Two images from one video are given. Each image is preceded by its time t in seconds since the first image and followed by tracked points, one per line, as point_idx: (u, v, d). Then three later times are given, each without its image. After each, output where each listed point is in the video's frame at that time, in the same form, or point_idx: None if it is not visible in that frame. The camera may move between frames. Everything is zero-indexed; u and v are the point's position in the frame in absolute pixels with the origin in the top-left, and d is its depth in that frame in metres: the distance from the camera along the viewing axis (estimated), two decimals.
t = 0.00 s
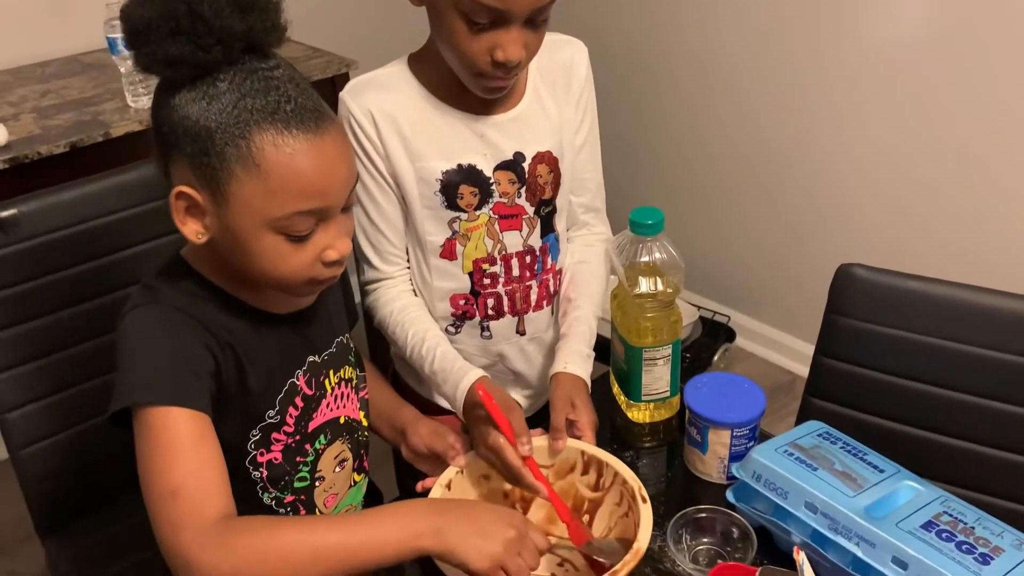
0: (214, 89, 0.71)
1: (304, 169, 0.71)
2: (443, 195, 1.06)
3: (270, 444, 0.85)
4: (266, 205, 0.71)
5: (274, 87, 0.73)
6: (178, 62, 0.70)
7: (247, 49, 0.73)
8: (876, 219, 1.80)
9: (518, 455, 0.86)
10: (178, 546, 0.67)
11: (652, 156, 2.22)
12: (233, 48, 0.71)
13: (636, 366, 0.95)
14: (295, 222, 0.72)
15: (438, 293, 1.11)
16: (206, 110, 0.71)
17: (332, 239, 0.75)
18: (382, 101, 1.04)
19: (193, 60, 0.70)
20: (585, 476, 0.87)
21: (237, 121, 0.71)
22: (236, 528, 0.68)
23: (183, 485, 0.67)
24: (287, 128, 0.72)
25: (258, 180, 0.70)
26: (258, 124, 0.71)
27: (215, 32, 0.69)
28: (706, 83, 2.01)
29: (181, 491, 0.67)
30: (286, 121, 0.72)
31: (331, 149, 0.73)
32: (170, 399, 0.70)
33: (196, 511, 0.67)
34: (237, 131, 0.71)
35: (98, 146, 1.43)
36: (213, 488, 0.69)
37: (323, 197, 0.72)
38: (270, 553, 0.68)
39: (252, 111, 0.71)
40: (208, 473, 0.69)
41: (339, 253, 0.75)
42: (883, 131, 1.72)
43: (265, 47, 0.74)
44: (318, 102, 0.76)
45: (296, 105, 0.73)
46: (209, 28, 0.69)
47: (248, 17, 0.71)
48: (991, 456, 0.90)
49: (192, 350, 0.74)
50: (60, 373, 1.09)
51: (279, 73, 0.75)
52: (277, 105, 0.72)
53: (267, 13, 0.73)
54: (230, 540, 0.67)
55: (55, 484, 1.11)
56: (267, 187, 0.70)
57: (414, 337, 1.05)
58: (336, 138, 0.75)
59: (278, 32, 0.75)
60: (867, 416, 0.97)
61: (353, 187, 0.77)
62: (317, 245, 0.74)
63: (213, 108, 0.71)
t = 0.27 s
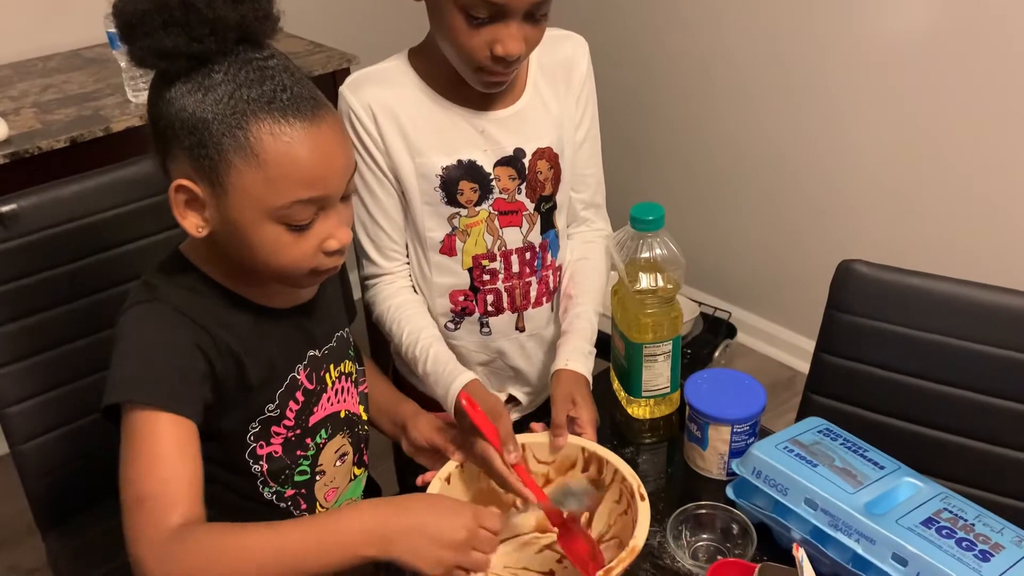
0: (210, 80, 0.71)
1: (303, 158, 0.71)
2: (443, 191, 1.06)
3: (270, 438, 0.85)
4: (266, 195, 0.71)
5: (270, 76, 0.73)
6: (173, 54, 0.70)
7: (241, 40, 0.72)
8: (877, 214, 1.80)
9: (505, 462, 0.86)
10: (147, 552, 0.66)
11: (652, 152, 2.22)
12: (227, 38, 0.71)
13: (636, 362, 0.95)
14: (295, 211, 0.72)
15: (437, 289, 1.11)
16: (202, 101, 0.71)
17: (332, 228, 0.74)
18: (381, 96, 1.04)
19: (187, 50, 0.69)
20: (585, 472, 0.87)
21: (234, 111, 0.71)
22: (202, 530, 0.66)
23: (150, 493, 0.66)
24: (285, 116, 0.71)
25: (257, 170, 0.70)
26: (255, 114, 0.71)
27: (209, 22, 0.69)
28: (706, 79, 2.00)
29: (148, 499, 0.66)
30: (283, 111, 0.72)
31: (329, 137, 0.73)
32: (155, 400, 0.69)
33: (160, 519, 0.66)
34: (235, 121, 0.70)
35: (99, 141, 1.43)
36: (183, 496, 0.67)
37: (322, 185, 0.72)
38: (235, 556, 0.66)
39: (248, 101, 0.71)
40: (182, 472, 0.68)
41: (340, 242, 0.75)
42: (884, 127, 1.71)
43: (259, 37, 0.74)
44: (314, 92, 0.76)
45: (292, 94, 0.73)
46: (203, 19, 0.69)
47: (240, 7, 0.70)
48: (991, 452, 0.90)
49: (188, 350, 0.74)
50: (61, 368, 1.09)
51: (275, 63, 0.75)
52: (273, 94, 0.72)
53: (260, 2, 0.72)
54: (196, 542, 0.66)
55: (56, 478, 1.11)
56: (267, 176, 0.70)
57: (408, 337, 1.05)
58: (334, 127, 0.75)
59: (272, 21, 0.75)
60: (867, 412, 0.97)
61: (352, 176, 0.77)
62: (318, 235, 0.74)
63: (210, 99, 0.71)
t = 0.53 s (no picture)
0: (211, 79, 0.71)
1: (303, 157, 0.71)
2: (443, 191, 1.06)
3: (269, 437, 0.85)
4: (265, 194, 0.71)
5: (271, 76, 0.73)
6: (174, 53, 0.70)
7: (243, 40, 0.72)
8: (877, 213, 1.80)
9: (496, 473, 0.86)
10: (110, 551, 0.65)
11: (652, 151, 2.21)
12: (229, 37, 0.71)
13: (636, 362, 0.95)
14: (294, 211, 0.71)
15: (437, 289, 1.11)
16: (203, 100, 0.71)
17: (333, 229, 0.74)
18: (382, 97, 1.04)
19: (188, 49, 0.70)
20: (583, 470, 0.87)
21: (234, 111, 0.71)
22: (160, 527, 0.64)
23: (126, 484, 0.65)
24: (285, 116, 0.71)
25: (257, 170, 0.70)
26: (255, 113, 0.71)
27: (210, 21, 0.69)
28: (706, 78, 2.00)
29: (122, 490, 0.65)
30: (284, 110, 0.72)
31: (330, 137, 0.73)
32: (148, 399, 0.68)
33: (130, 511, 0.65)
34: (235, 120, 0.70)
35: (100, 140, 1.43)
36: (157, 493, 0.66)
37: (322, 185, 0.72)
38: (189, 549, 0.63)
39: (249, 100, 0.71)
40: (157, 469, 0.67)
41: (340, 243, 0.74)
42: (884, 126, 1.71)
43: (262, 38, 0.74)
44: (316, 92, 0.76)
45: (293, 94, 0.73)
46: (204, 17, 0.69)
47: (243, 6, 0.70)
48: (991, 451, 0.90)
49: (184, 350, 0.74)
50: (62, 367, 1.09)
51: (276, 63, 0.75)
52: (274, 93, 0.72)
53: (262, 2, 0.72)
54: (154, 540, 0.63)
55: (56, 478, 1.11)
56: (267, 176, 0.70)
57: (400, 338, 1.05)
58: (335, 127, 0.74)
59: (276, 21, 0.74)
60: (867, 411, 0.97)
61: (354, 177, 0.76)
62: (318, 235, 0.74)
63: (211, 98, 0.71)
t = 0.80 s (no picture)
0: (219, 83, 0.72)
1: (308, 160, 0.70)
2: (444, 193, 1.06)
3: (274, 442, 0.86)
4: (271, 198, 0.70)
5: (279, 79, 0.73)
6: (183, 56, 0.70)
7: (252, 44, 0.73)
8: (877, 214, 1.80)
9: (496, 470, 0.85)
10: (114, 553, 0.65)
11: (652, 152, 2.22)
12: (237, 41, 0.71)
13: (636, 364, 0.95)
14: (299, 215, 0.71)
15: (437, 290, 1.11)
16: (212, 104, 0.72)
17: (340, 234, 0.73)
18: (383, 99, 1.04)
19: (198, 52, 0.70)
20: (581, 472, 0.87)
21: (240, 114, 0.71)
22: (161, 528, 0.64)
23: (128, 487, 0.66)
24: (292, 119, 0.71)
25: (262, 173, 0.70)
26: (261, 116, 0.71)
27: (218, 25, 0.69)
28: (706, 80, 2.00)
29: (125, 493, 0.65)
30: (291, 113, 0.71)
31: (337, 141, 0.72)
32: (150, 402, 0.68)
33: (132, 513, 0.65)
34: (241, 123, 0.71)
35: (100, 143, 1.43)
36: (161, 496, 0.66)
37: (328, 189, 0.71)
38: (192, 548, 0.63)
39: (256, 103, 0.71)
40: (162, 473, 0.67)
41: (347, 249, 0.73)
42: (884, 127, 1.71)
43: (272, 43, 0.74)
44: (326, 96, 0.76)
45: (301, 97, 0.73)
46: (212, 21, 0.69)
47: (251, 10, 0.71)
48: (990, 453, 0.90)
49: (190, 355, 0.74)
50: (63, 370, 1.09)
51: (285, 67, 0.75)
52: (281, 97, 0.72)
53: (272, 7, 0.72)
54: (155, 541, 0.63)
55: (56, 480, 1.11)
56: (271, 178, 0.70)
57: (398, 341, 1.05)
58: (344, 132, 0.74)
59: (287, 28, 0.75)
60: (867, 413, 0.97)
61: (364, 183, 0.75)
62: (324, 240, 0.73)
63: (219, 102, 0.72)
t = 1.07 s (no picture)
0: (274, 111, 0.71)
1: (348, 202, 0.68)
2: (445, 195, 1.06)
3: (286, 455, 0.85)
4: (305, 233, 0.69)
5: (333, 116, 0.71)
6: (241, 82, 0.71)
7: (312, 77, 0.72)
8: (877, 216, 1.80)
9: (486, 470, 0.84)
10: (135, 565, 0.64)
11: (652, 155, 2.22)
12: (297, 73, 0.71)
13: (636, 366, 0.95)
14: (332, 256, 0.69)
15: (439, 292, 1.11)
16: (263, 131, 0.70)
17: (371, 278, 0.71)
18: (386, 101, 1.04)
19: (256, 80, 0.70)
20: (581, 474, 0.87)
21: (289, 145, 0.69)
22: (183, 542, 0.63)
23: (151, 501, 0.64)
24: (339, 159, 0.69)
25: (300, 209, 0.68)
26: (309, 151, 0.69)
27: (278, 53, 0.69)
28: (705, 82, 2.01)
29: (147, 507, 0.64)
30: (340, 153, 0.69)
31: (381, 187, 0.70)
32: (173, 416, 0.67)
33: (153, 527, 0.64)
34: (288, 155, 0.69)
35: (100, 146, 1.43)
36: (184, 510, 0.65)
37: (364, 234, 0.69)
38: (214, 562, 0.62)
39: (305, 138, 0.69)
40: (186, 486, 0.65)
41: (376, 293, 0.72)
42: (884, 129, 1.72)
43: (332, 79, 0.74)
44: (379, 138, 0.74)
45: (353, 138, 0.71)
46: (273, 49, 0.69)
47: (314, 45, 0.71)
48: (990, 456, 0.90)
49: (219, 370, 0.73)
50: (63, 373, 1.09)
51: (343, 105, 0.73)
52: (333, 135, 0.70)
53: (336, 43, 0.72)
54: (175, 554, 0.62)
55: (56, 483, 1.11)
56: (309, 215, 0.68)
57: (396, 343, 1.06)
58: (391, 178, 0.71)
59: (346, 65, 0.75)
60: (867, 416, 0.97)
61: (404, 229, 0.73)
62: (354, 281, 0.71)
63: (271, 130, 0.70)
